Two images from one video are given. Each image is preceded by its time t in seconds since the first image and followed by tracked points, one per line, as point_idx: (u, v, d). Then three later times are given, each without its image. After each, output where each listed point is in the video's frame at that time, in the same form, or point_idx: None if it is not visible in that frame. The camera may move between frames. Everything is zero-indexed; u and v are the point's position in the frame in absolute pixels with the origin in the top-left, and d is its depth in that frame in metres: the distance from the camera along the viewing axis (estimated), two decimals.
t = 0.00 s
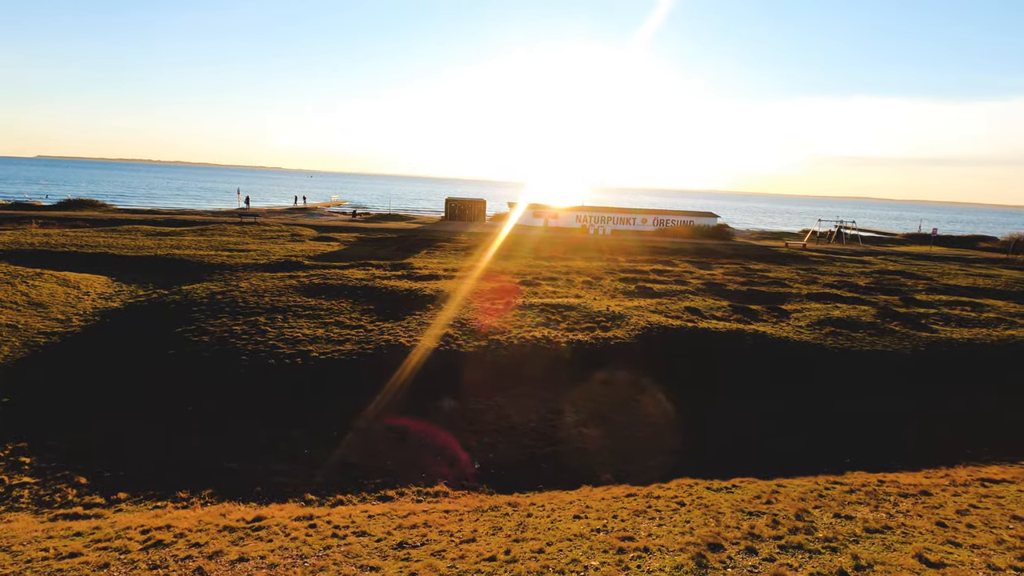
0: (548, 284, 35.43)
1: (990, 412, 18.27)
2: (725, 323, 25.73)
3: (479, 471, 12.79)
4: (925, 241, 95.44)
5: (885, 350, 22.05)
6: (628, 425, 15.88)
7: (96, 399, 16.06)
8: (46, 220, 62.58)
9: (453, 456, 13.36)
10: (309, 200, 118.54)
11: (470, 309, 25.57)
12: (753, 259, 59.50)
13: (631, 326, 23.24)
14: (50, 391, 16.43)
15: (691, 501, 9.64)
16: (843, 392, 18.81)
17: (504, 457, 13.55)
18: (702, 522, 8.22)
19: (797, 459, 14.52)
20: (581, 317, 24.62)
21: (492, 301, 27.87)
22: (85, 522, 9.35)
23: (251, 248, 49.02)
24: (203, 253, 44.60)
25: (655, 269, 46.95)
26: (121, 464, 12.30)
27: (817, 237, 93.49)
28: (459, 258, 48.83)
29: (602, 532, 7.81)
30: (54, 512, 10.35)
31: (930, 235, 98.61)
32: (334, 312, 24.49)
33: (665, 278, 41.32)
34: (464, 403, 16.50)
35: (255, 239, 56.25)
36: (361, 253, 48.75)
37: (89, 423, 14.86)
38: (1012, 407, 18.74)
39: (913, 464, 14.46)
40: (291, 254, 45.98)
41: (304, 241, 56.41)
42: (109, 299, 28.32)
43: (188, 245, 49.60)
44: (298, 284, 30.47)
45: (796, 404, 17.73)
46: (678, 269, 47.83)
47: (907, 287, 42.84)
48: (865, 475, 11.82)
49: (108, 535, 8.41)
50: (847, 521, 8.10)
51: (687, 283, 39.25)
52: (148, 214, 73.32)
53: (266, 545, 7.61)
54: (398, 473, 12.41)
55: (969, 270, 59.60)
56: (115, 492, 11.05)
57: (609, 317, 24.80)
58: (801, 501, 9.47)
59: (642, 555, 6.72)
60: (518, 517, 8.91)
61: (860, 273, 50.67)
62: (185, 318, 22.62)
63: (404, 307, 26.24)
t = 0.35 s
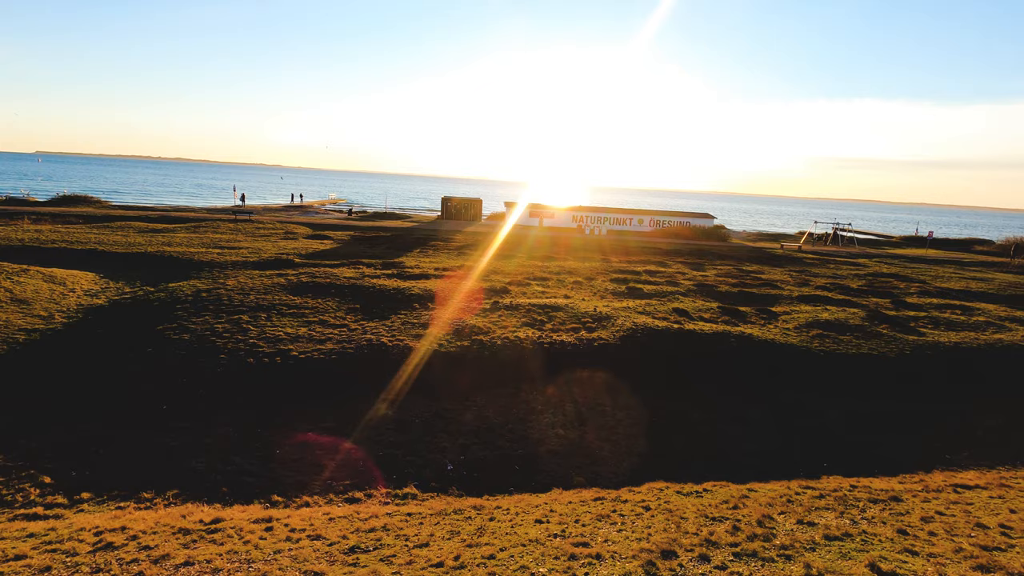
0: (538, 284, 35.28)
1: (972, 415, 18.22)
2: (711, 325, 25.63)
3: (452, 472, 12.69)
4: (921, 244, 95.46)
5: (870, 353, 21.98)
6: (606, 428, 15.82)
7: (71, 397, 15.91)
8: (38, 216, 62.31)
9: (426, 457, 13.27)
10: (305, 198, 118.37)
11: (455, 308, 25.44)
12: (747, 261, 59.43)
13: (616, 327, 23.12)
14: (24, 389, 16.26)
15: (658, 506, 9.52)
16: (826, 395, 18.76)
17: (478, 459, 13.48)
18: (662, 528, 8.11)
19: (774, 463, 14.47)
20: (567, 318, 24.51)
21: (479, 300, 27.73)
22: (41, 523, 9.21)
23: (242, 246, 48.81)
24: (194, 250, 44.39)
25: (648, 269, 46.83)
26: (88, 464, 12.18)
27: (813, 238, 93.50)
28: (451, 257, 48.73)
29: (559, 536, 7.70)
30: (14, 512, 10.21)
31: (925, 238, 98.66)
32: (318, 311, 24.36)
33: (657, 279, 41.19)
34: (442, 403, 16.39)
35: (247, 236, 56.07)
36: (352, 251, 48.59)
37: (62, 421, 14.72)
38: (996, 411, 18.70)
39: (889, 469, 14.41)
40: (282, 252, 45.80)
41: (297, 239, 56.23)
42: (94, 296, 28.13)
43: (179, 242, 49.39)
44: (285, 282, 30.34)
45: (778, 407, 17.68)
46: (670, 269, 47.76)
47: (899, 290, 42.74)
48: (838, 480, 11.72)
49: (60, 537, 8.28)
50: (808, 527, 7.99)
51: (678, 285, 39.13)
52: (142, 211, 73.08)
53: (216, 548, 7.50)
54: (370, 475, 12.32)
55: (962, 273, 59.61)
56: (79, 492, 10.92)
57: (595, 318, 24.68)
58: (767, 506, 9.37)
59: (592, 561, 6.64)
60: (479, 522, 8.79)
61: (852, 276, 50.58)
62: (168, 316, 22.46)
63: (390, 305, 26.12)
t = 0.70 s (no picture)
0: (533, 285, 35.11)
1: (964, 422, 17.93)
2: (704, 327, 25.39)
3: (428, 472, 12.46)
4: (925, 249, 94.80)
5: (863, 358, 21.73)
6: (589, 431, 15.62)
7: (52, 392, 15.87)
8: (40, 212, 62.56)
9: (403, 457, 13.13)
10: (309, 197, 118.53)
11: (446, 308, 25.30)
12: (748, 264, 59.11)
13: (606, 329, 22.93)
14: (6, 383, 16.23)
15: (628, 510, 9.35)
16: (815, 399, 18.53)
17: (456, 459, 13.32)
18: (627, 532, 7.92)
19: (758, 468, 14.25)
20: (558, 318, 24.34)
21: (471, 300, 27.58)
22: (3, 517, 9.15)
23: (241, 243, 48.84)
24: (191, 248, 44.43)
25: (646, 272, 46.59)
26: (60, 458, 12.11)
27: (816, 243, 93.02)
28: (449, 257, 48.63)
29: (519, 539, 7.54)
30: None
31: (930, 244, 98.02)
32: (308, 309, 24.27)
33: (654, 281, 40.94)
34: (424, 402, 16.26)
35: (247, 234, 56.10)
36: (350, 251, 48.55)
37: (41, 416, 14.67)
38: (989, 418, 18.40)
39: (876, 474, 14.14)
40: (280, 250, 45.80)
41: (296, 238, 56.22)
42: (87, 291, 28.13)
43: (178, 239, 49.49)
44: (279, 280, 30.27)
45: (764, 411, 17.48)
46: (669, 272, 47.52)
47: (899, 295, 42.39)
48: (819, 486, 11.51)
49: (17, 531, 8.20)
50: (776, 533, 7.79)
51: (675, 287, 38.92)
52: (144, 208, 73.33)
53: (169, 546, 7.38)
54: (344, 474, 12.11)
55: (965, 279, 59.13)
56: (47, 487, 10.84)
57: (586, 319, 24.49)
58: (739, 511, 9.17)
59: (546, 566, 6.48)
60: (444, 522, 8.64)
61: (853, 281, 50.23)
62: (157, 312, 22.42)
63: (381, 304, 26.02)
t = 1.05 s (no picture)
0: (527, 286, 35.00)
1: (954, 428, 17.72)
2: (695, 330, 25.22)
3: (402, 472, 12.33)
4: (926, 255, 94.32)
5: (854, 363, 21.54)
6: (572, 434, 15.43)
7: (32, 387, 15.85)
8: (40, 207, 62.74)
9: (377, 458, 12.96)
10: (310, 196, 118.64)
11: (436, 308, 25.18)
12: (746, 268, 58.91)
13: (595, 331, 22.78)
14: None
15: (596, 514, 9.23)
16: (803, 404, 18.32)
17: (431, 460, 13.12)
18: (588, 536, 7.79)
19: (739, 472, 14.08)
20: (547, 319, 24.22)
21: (462, 300, 27.47)
22: None
23: (237, 240, 48.85)
24: (188, 244, 44.48)
25: (642, 274, 46.46)
26: (32, 455, 12.12)
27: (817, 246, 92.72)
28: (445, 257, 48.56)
29: (476, 541, 7.43)
30: None
31: (931, 250, 97.61)
32: (297, 306, 24.20)
33: (649, 284, 40.75)
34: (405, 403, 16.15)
35: (244, 231, 56.14)
36: (347, 249, 48.53)
37: (18, 411, 14.63)
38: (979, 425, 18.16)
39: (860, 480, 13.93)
40: (276, 247, 45.81)
41: (293, 236, 56.25)
42: (78, 286, 28.12)
43: (175, 235, 49.53)
44: (271, 277, 30.24)
45: (751, 416, 17.29)
46: (665, 274, 47.39)
47: (896, 300, 42.14)
48: (794, 492, 11.36)
49: None
50: (739, 540, 7.65)
51: (670, 290, 38.76)
52: (144, 204, 73.43)
53: (120, 544, 7.30)
54: (316, 472, 12.00)
55: (965, 286, 58.80)
56: (15, 484, 10.82)
57: (576, 321, 24.35)
58: (708, 517, 9.02)
59: (495, 571, 6.36)
60: (406, 524, 8.52)
61: (851, 285, 50.02)
62: (145, 308, 22.38)
63: (371, 302, 25.95)
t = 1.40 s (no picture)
0: (518, 286, 34.95)
1: (935, 430, 17.72)
2: (683, 331, 25.20)
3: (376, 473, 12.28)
4: (923, 258, 94.27)
5: (839, 365, 21.51)
6: (550, 433, 15.45)
7: (11, 384, 15.83)
8: (35, 204, 62.70)
9: (353, 457, 12.95)
10: (308, 194, 118.61)
11: (424, 307, 25.19)
12: (741, 269, 58.88)
13: (582, 330, 22.74)
14: None
15: (561, 514, 9.17)
16: (787, 405, 18.31)
17: (406, 460, 13.12)
18: (548, 536, 7.73)
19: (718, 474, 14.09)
20: (534, 319, 24.20)
21: (450, 299, 27.44)
22: None
23: (231, 238, 48.79)
24: (181, 242, 44.43)
25: (636, 275, 46.45)
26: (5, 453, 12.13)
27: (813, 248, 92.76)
28: (439, 256, 48.55)
29: (433, 541, 7.37)
30: None
31: (928, 252, 97.63)
32: (284, 305, 24.17)
33: (641, 284, 40.71)
34: (385, 403, 16.14)
35: (239, 229, 56.07)
36: (341, 248, 48.51)
37: None
38: (961, 428, 18.13)
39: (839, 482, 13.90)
40: (270, 246, 45.79)
41: (288, 234, 56.22)
42: (67, 283, 28.05)
43: (169, 233, 49.46)
44: (260, 275, 30.20)
45: (733, 417, 17.29)
46: (659, 275, 47.37)
47: (889, 303, 42.13)
48: (767, 493, 11.31)
49: None
50: (698, 541, 7.60)
51: (663, 290, 38.72)
52: (140, 202, 73.36)
53: (73, 542, 7.25)
54: (289, 470, 11.97)
55: (960, 288, 58.80)
56: None
57: (563, 320, 24.32)
58: (673, 517, 8.97)
59: (444, 570, 6.32)
60: (368, 523, 8.46)
61: (845, 287, 49.98)
62: (131, 305, 22.33)
63: (359, 301, 25.91)
